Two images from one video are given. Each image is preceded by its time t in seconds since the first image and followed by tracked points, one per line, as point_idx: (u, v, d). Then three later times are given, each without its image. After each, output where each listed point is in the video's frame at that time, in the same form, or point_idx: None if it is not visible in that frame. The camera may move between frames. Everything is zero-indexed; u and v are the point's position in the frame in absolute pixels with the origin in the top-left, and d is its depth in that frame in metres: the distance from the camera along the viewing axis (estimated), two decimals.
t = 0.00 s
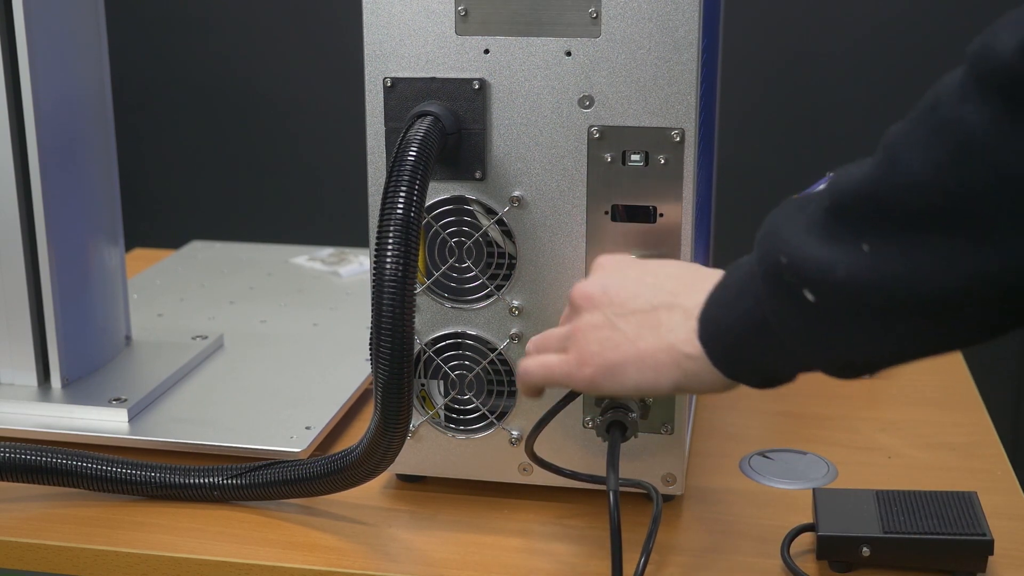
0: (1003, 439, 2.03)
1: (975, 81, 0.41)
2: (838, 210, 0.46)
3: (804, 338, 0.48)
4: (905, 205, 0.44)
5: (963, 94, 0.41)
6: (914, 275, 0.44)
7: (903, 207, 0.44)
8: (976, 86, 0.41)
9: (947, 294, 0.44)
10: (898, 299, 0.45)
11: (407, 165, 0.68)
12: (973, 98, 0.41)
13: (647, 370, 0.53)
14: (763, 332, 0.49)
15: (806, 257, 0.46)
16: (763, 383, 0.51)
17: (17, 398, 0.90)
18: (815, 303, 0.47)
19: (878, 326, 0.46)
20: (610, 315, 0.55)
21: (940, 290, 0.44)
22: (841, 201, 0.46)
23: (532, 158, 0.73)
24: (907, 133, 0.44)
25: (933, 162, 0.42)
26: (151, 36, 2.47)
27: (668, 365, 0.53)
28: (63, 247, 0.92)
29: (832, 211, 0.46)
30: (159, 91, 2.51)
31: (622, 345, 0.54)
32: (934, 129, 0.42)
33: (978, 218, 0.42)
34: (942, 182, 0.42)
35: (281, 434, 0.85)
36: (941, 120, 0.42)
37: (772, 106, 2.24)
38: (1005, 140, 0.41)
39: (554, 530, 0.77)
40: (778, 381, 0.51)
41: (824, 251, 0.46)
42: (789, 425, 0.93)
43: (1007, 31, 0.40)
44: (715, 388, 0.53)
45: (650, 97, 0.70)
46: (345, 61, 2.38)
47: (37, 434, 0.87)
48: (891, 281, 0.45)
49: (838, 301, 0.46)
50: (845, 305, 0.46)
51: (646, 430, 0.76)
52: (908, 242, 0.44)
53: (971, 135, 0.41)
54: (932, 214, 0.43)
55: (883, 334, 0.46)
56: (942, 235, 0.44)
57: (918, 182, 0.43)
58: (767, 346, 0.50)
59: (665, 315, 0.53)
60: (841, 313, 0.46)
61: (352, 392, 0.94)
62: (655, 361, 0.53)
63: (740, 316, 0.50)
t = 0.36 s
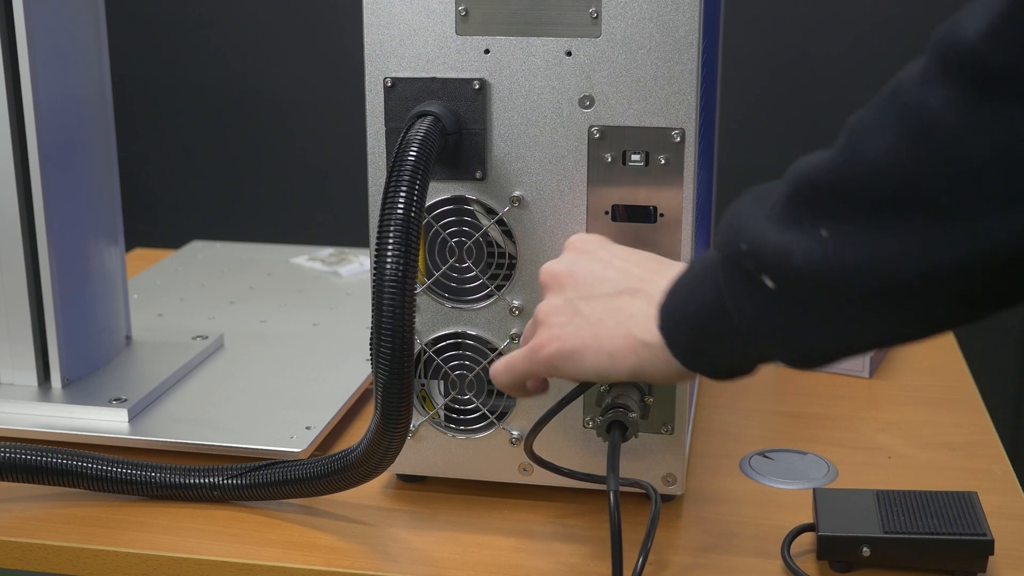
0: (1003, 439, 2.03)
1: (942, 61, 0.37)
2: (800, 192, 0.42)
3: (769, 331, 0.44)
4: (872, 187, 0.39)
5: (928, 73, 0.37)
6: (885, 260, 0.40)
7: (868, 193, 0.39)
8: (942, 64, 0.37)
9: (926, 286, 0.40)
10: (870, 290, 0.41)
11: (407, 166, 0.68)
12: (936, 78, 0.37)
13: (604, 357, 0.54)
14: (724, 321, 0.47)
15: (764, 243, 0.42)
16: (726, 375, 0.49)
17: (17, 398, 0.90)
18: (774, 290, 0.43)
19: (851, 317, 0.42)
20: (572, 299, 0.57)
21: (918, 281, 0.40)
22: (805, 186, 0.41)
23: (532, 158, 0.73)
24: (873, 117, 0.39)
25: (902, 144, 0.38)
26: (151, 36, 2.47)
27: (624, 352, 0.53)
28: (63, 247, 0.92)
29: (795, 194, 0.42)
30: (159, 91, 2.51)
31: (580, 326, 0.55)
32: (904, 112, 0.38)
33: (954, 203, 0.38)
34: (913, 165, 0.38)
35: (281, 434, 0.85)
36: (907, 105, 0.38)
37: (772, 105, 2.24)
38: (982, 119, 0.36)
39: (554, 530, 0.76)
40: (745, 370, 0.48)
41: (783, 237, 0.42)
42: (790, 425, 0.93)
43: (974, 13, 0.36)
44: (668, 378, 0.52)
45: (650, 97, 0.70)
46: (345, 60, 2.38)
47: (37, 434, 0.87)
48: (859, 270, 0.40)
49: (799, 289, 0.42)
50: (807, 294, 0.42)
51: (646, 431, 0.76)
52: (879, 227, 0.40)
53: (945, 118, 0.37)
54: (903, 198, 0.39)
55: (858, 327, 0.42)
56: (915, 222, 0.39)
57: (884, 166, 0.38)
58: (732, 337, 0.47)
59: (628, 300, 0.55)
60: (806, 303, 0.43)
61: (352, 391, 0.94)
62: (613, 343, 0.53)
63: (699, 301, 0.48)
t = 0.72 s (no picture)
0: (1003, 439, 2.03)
1: None
2: (736, 113, 0.47)
3: (710, 243, 0.49)
4: (801, 105, 0.44)
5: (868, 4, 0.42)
6: (815, 175, 0.45)
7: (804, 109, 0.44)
8: None
9: (855, 199, 0.44)
10: (798, 202, 0.45)
11: (407, 165, 0.68)
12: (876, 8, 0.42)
13: (557, 278, 0.58)
14: (659, 240, 0.52)
15: (700, 157, 0.47)
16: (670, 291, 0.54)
17: (17, 398, 0.90)
18: (707, 205, 0.48)
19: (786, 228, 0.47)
20: (531, 237, 0.61)
21: (846, 196, 0.44)
22: (741, 107, 0.46)
23: (532, 158, 0.73)
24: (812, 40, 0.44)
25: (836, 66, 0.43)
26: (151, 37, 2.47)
27: (575, 274, 0.57)
28: (63, 248, 0.92)
29: (732, 113, 0.47)
30: (159, 92, 2.51)
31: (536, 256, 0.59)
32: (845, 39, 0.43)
33: (880, 122, 0.43)
34: (847, 82, 0.43)
35: (281, 434, 0.85)
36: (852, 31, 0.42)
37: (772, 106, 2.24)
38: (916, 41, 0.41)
39: (554, 530, 0.76)
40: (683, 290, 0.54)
41: (716, 152, 0.47)
42: (790, 426, 0.93)
43: None
44: (618, 295, 0.56)
45: (650, 98, 0.70)
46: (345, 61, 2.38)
47: (37, 434, 0.87)
48: (788, 180, 0.45)
49: (728, 200, 0.47)
50: (738, 207, 0.47)
51: (646, 431, 0.76)
52: (803, 145, 0.45)
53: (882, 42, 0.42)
54: (829, 117, 0.44)
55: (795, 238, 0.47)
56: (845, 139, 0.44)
57: (814, 82, 0.44)
58: (663, 254, 0.52)
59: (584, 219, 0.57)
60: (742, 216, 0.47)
61: (352, 391, 0.94)
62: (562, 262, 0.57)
63: (635, 224, 0.52)
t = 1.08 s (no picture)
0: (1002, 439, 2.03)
1: None
2: (728, 73, 0.47)
3: (700, 201, 0.49)
4: (789, 68, 0.44)
5: None
6: (801, 135, 0.45)
7: (790, 71, 0.44)
8: None
9: (840, 160, 0.44)
10: (784, 161, 0.46)
11: (407, 166, 0.68)
12: None
13: (558, 238, 0.60)
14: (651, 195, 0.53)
15: (692, 116, 0.48)
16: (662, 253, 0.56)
17: (17, 398, 0.90)
18: (700, 162, 0.48)
19: (774, 188, 0.47)
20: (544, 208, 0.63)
21: (830, 157, 0.44)
22: (732, 68, 0.47)
23: (532, 158, 0.73)
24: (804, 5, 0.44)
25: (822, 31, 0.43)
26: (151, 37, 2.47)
27: (577, 235, 0.59)
28: (63, 248, 0.92)
29: (726, 74, 0.47)
30: (159, 91, 2.51)
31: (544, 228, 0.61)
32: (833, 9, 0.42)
33: (866, 86, 0.42)
34: (835, 46, 0.42)
35: (281, 433, 0.85)
36: None
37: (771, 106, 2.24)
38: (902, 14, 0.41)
39: (554, 530, 0.77)
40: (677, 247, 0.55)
41: (708, 110, 0.48)
42: (790, 425, 0.93)
43: None
44: (612, 255, 0.58)
45: (650, 97, 0.70)
46: (345, 61, 2.38)
47: (37, 435, 0.87)
48: (776, 141, 0.45)
49: (717, 159, 0.47)
50: (728, 164, 0.47)
51: (646, 430, 0.76)
52: (792, 105, 0.45)
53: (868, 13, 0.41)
54: (815, 80, 0.43)
55: (782, 199, 0.47)
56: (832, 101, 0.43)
57: (801, 45, 0.43)
58: (657, 212, 0.53)
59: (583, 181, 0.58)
60: (732, 176, 0.48)
61: (352, 391, 0.94)
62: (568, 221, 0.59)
63: (630, 177, 0.54)
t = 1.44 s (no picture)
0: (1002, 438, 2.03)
1: None
2: (762, 104, 0.48)
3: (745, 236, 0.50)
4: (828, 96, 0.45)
5: None
6: (845, 162, 0.46)
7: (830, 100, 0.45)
8: None
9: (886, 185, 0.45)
10: (829, 189, 0.46)
11: (407, 166, 0.68)
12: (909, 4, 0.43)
13: (590, 261, 0.60)
14: (692, 231, 0.53)
15: (732, 150, 0.49)
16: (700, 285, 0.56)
17: (17, 398, 0.90)
18: (743, 198, 0.49)
19: (821, 216, 0.48)
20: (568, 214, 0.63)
21: (879, 180, 0.45)
22: (766, 100, 0.48)
23: (532, 158, 0.73)
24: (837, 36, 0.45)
25: (862, 57, 0.44)
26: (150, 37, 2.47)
27: (611, 263, 0.59)
28: (63, 248, 0.92)
29: (760, 104, 0.48)
30: (159, 92, 2.51)
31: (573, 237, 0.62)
32: (870, 33, 0.44)
33: (910, 108, 0.44)
34: (873, 71, 0.44)
35: (281, 433, 0.85)
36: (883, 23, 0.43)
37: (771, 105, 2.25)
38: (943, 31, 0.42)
39: (554, 530, 0.77)
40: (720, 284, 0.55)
41: (747, 144, 0.48)
42: (790, 425, 0.93)
43: None
44: (646, 288, 0.58)
45: (650, 97, 0.70)
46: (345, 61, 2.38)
47: (37, 435, 0.87)
48: (820, 170, 0.46)
49: (760, 191, 0.48)
50: (775, 197, 0.48)
51: (646, 431, 0.76)
52: (832, 135, 0.46)
53: (910, 32, 0.43)
54: (855, 109, 0.45)
55: (828, 227, 0.48)
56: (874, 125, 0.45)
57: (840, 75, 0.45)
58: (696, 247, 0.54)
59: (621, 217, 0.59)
60: (775, 207, 0.48)
61: (352, 391, 0.94)
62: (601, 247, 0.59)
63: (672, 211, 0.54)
